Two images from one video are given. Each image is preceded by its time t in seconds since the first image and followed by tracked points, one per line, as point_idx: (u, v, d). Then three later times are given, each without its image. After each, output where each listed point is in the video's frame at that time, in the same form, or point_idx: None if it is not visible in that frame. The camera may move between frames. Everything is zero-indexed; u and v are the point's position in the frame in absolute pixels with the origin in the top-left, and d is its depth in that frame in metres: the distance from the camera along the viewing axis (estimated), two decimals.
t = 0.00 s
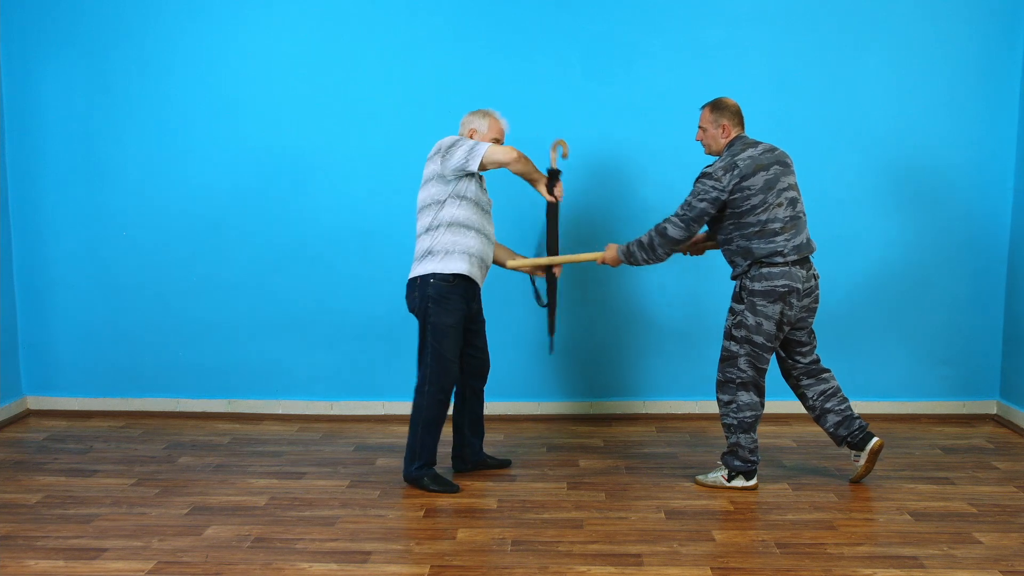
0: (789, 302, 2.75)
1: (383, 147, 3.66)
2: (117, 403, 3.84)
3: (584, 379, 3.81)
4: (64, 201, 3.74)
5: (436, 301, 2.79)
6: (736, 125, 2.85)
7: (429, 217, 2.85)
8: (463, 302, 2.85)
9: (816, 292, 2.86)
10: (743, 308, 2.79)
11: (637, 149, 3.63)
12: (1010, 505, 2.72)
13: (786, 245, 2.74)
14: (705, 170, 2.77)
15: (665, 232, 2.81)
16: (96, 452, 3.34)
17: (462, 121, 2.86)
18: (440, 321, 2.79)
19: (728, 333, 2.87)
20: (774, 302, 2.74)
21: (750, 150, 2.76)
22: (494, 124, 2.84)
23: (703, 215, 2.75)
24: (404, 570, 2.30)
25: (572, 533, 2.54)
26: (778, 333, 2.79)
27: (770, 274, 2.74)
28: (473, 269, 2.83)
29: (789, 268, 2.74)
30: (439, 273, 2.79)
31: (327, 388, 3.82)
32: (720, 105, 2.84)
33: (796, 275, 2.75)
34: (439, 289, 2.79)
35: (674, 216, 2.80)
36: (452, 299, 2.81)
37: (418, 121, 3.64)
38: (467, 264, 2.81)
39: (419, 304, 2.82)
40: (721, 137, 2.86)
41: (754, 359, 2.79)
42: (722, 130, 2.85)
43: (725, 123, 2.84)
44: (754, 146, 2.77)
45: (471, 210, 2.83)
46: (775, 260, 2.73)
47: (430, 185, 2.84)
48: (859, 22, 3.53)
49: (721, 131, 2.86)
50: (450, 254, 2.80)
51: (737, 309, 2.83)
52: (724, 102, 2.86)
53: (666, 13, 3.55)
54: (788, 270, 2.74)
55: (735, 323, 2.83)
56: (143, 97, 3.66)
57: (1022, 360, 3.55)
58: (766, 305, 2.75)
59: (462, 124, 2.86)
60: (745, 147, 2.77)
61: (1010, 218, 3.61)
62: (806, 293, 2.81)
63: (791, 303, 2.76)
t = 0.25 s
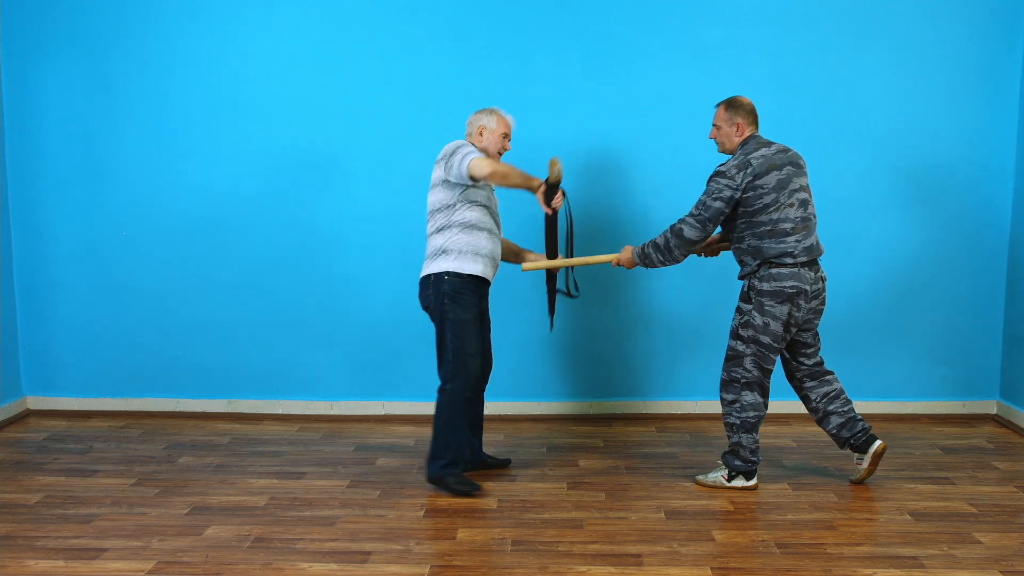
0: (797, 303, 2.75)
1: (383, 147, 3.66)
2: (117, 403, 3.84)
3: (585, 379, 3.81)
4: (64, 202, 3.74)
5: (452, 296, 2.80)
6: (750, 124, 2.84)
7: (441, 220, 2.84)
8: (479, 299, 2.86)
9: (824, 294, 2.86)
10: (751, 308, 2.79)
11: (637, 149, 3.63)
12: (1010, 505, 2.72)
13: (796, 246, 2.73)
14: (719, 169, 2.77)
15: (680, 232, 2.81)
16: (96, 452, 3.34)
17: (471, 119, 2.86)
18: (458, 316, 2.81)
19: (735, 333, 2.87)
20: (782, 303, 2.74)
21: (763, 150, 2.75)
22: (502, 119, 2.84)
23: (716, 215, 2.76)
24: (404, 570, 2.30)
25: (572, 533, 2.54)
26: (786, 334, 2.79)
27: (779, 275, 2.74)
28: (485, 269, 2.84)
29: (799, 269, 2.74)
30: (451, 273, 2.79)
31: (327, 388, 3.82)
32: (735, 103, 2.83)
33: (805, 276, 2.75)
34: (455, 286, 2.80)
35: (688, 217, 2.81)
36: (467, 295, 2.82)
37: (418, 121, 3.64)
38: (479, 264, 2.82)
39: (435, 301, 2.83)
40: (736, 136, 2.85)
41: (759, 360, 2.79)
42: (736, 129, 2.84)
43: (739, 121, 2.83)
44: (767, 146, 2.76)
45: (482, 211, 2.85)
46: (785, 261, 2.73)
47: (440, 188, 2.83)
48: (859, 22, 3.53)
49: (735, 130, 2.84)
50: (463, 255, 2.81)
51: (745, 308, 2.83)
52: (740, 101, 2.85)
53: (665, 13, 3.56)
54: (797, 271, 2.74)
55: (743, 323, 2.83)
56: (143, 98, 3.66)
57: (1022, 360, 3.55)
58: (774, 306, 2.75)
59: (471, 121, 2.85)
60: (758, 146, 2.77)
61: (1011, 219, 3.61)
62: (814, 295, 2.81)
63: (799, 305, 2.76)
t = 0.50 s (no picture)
0: (799, 304, 2.75)
1: (383, 147, 3.66)
2: (117, 403, 3.84)
3: (585, 380, 3.80)
4: (64, 202, 3.74)
5: (472, 300, 2.77)
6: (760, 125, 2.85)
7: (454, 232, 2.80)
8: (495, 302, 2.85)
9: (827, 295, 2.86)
10: (754, 307, 2.79)
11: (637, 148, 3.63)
12: (1010, 505, 2.72)
13: (800, 247, 2.73)
14: (725, 167, 2.78)
15: (686, 231, 2.82)
16: (96, 452, 3.34)
17: (475, 113, 2.81)
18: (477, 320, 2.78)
19: (737, 332, 2.87)
20: (785, 303, 2.74)
21: (770, 150, 2.76)
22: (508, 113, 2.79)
23: (722, 213, 2.76)
24: (404, 571, 2.30)
25: (572, 533, 2.54)
26: (787, 334, 2.79)
27: (783, 276, 2.74)
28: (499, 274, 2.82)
29: (802, 270, 2.74)
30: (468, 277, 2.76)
31: (327, 388, 3.82)
32: (744, 103, 2.84)
33: (808, 277, 2.75)
34: (473, 290, 2.77)
35: (694, 216, 2.82)
36: (483, 298, 2.79)
37: (418, 121, 3.64)
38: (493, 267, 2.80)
39: (453, 304, 2.79)
40: (743, 135, 2.85)
41: (761, 360, 2.79)
42: (744, 129, 2.84)
43: (747, 121, 2.83)
44: (773, 146, 2.77)
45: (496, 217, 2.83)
46: (789, 261, 2.73)
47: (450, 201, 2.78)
48: (859, 22, 3.53)
49: (743, 129, 2.85)
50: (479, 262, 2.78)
51: (748, 308, 2.82)
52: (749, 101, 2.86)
53: (665, 13, 3.55)
54: (800, 272, 2.74)
55: (745, 323, 2.83)
56: (143, 98, 3.66)
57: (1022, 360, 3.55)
58: (776, 306, 2.75)
59: (476, 116, 2.81)
60: (764, 146, 2.77)
61: (1011, 219, 3.61)
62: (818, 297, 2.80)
63: (802, 306, 2.76)
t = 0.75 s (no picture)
0: (815, 307, 2.76)
1: (383, 147, 3.66)
2: (117, 404, 3.84)
3: (586, 380, 3.80)
4: (64, 202, 3.74)
5: (497, 305, 2.78)
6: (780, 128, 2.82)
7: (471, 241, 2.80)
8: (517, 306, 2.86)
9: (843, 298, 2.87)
10: (769, 308, 2.79)
11: (636, 148, 3.63)
12: (1010, 505, 2.73)
13: (819, 250, 2.73)
14: (747, 171, 2.75)
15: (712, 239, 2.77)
16: (96, 451, 3.34)
17: (476, 113, 2.76)
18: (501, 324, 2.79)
19: (750, 333, 2.86)
20: (801, 306, 2.74)
21: (791, 153, 2.74)
22: (510, 112, 2.74)
23: (751, 219, 2.71)
24: (404, 571, 2.30)
25: (572, 533, 2.54)
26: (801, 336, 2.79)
27: (800, 278, 2.74)
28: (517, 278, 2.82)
29: (820, 273, 2.74)
30: (494, 281, 2.77)
31: (326, 388, 3.82)
32: (764, 107, 2.81)
33: (825, 280, 2.75)
34: (497, 295, 2.77)
35: (727, 227, 2.75)
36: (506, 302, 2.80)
37: (417, 121, 3.64)
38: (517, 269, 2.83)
39: (477, 309, 2.80)
40: (762, 138, 2.81)
41: (772, 361, 2.79)
42: (764, 132, 2.81)
43: (768, 124, 2.80)
44: (794, 149, 2.75)
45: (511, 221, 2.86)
46: (808, 264, 2.73)
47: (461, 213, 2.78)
48: (858, 22, 3.53)
49: (763, 132, 2.81)
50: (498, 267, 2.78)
51: (762, 309, 2.82)
52: (769, 104, 2.82)
53: (665, 13, 3.55)
54: (818, 275, 2.74)
55: (758, 324, 2.82)
56: (143, 98, 3.66)
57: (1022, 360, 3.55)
58: (793, 308, 2.75)
59: (476, 117, 2.76)
60: (785, 150, 2.75)
61: (1011, 219, 3.61)
62: (834, 300, 2.80)
63: (818, 309, 2.77)
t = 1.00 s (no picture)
0: (859, 316, 2.74)
1: (383, 147, 3.66)
2: (117, 403, 3.84)
3: (586, 379, 3.79)
4: (65, 202, 3.74)
5: (509, 306, 2.76)
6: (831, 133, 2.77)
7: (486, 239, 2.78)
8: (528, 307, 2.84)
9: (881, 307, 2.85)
10: (811, 314, 2.76)
11: (636, 148, 3.63)
12: (1010, 505, 2.72)
13: (869, 259, 2.71)
14: (805, 176, 2.70)
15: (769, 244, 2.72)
16: (96, 452, 3.34)
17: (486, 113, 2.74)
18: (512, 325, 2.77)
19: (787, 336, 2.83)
20: (845, 314, 2.73)
21: (844, 159, 2.70)
22: (521, 112, 2.72)
23: (827, 223, 2.65)
24: (404, 571, 2.30)
25: (572, 532, 2.54)
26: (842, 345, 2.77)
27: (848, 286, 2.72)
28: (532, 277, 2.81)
29: (865, 283, 2.72)
30: (509, 282, 2.75)
31: (326, 388, 3.82)
32: (816, 111, 2.75)
33: (870, 290, 2.73)
34: (510, 295, 2.76)
35: (802, 234, 2.68)
36: (519, 302, 2.78)
37: (417, 121, 3.64)
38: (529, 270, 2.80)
39: (490, 310, 2.77)
40: (813, 144, 2.76)
41: (809, 368, 2.76)
42: (815, 137, 2.75)
43: (819, 129, 2.74)
44: (846, 155, 2.71)
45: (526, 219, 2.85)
46: (856, 272, 2.70)
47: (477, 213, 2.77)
48: (858, 22, 3.53)
49: (814, 137, 2.75)
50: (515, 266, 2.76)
51: (804, 314, 2.79)
52: (820, 109, 2.77)
53: (665, 13, 3.55)
54: (864, 284, 2.72)
55: (798, 329, 2.79)
56: (144, 98, 3.66)
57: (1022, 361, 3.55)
58: (836, 316, 2.73)
59: (487, 117, 2.73)
60: (838, 155, 2.70)
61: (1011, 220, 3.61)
62: (876, 309, 2.78)
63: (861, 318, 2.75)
